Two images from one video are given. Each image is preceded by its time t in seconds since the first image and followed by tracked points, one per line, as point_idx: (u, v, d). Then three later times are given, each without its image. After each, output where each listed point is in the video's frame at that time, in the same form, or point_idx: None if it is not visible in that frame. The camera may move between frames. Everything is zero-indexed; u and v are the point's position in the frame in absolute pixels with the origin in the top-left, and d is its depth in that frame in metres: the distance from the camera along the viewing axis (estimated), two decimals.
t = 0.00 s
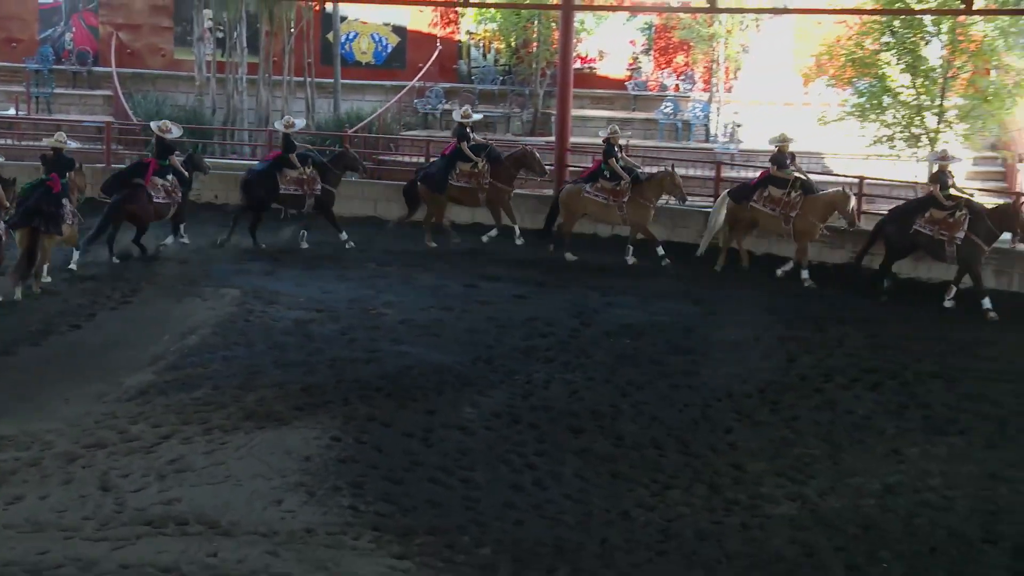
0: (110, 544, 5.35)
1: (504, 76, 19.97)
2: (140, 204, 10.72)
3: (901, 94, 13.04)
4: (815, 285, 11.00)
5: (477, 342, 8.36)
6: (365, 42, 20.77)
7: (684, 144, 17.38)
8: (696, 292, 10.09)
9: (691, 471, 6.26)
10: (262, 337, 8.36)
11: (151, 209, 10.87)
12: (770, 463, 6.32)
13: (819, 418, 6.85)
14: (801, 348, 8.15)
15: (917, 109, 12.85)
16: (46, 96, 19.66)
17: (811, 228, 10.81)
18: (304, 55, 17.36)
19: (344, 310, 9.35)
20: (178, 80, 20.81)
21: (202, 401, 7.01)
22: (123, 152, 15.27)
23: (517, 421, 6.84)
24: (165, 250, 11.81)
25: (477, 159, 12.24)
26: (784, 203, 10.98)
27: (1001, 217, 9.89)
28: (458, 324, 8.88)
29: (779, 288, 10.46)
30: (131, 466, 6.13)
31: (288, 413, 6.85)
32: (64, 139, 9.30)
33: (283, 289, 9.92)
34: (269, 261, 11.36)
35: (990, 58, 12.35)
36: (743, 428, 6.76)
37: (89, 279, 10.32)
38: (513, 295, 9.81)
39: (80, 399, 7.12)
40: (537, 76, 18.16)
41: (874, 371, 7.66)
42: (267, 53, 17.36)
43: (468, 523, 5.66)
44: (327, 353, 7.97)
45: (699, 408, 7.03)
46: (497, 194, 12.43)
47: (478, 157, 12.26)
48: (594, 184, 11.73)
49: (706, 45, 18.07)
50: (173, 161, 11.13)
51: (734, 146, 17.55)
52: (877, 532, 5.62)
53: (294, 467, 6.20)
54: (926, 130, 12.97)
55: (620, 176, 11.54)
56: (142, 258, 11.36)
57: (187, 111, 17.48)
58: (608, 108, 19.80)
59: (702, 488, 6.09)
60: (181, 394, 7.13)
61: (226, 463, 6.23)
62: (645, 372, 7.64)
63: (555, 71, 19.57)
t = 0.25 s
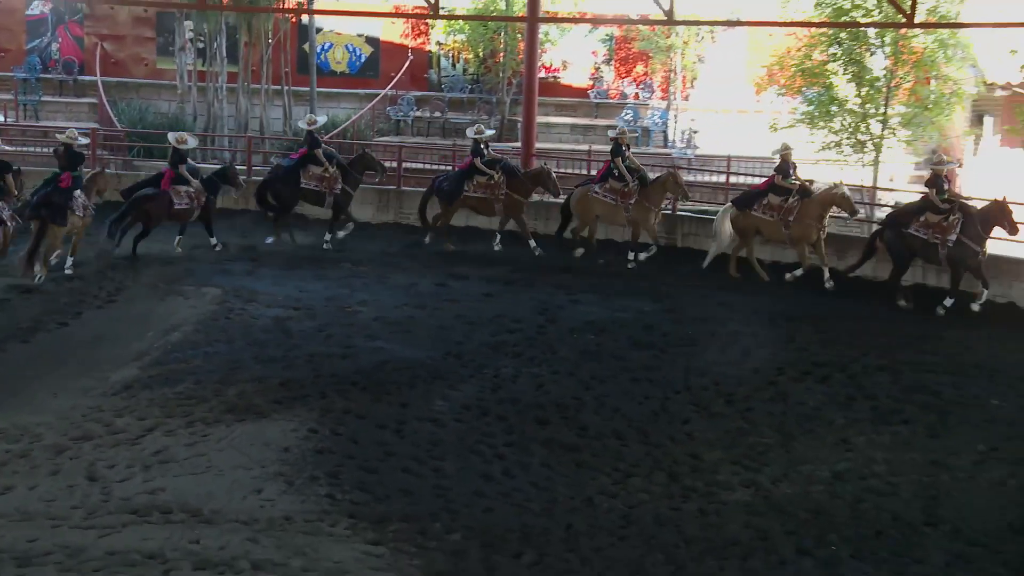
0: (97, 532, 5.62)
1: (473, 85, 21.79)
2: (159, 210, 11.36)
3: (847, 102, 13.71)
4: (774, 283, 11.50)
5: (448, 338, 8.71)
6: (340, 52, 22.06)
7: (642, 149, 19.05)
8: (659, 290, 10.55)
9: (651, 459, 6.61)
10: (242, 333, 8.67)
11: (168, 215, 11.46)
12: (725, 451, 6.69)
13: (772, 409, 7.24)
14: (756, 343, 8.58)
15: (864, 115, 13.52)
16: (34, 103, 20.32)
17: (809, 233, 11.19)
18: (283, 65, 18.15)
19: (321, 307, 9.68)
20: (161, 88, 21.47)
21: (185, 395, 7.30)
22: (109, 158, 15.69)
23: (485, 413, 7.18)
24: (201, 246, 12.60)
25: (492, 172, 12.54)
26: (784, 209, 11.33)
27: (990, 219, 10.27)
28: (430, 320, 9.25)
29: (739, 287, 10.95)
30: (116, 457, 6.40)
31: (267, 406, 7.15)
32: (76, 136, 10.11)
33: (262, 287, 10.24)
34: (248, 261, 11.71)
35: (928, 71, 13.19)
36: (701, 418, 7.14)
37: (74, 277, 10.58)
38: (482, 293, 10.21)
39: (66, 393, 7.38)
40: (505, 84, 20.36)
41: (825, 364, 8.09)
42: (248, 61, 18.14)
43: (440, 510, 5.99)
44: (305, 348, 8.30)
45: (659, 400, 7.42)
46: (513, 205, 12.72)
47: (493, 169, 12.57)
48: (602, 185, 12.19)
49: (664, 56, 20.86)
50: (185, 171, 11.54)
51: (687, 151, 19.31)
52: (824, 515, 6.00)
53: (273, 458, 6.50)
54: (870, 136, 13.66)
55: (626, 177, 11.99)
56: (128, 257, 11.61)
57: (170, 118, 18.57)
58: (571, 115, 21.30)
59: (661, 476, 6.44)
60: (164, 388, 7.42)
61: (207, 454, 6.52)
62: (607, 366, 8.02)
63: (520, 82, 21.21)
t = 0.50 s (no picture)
0: (88, 522, 5.90)
1: (447, 94, 22.08)
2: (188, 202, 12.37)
3: (801, 110, 14.14)
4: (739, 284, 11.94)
5: (424, 336, 9.07)
6: (318, 63, 22.40)
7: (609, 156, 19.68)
8: (627, 291, 10.98)
9: (617, 450, 6.98)
10: (227, 332, 8.97)
11: (196, 208, 12.46)
12: (687, 443, 7.06)
13: (732, 403, 7.62)
14: (719, 340, 8.98)
15: (815, 123, 13.93)
16: (26, 111, 20.54)
17: (814, 248, 11.36)
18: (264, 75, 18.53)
19: (302, 307, 10.01)
20: (147, 97, 22.25)
21: (171, 391, 7.59)
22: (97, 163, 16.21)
23: (459, 408, 7.52)
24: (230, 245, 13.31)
25: (510, 173, 13.01)
26: (787, 224, 11.50)
27: (990, 236, 10.12)
28: (407, 319, 9.62)
29: (704, 288, 11.40)
30: (106, 451, 6.69)
31: (250, 401, 7.45)
32: (92, 145, 10.93)
33: (245, 287, 10.56)
34: (232, 262, 12.05)
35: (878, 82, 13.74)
36: (664, 412, 7.52)
37: (63, 278, 10.84)
38: (456, 292, 10.60)
39: (57, 389, 7.66)
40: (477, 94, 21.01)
41: (784, 360, 8.51)
42: (230, 72, 18.60)
43: (416, 500, 6.31)
44: (287, 346, 8.62)
45: (624, 395, 7.80)
46: (526, 209, 13.15)
47: (509, 170, 13.05)
48: (612, 198, 12.45)
49: (628, 67, 20.77)
50: (214, 167, 12.47)
51: (654, 156, 19.85)
52: (780, 502, 6.38)
53: (257, 450, 6.80)
54: (824, 144, 14.03)
55: (636, 189, 12.17)
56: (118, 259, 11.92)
57: (155, 126, 18.95)
58: (540, 123, 21.89)
59: (626, 466, 6.80)
60: (152, 384, 7.71)
61: (193, 447, 6.81)
62: (576, 363, 8.40)
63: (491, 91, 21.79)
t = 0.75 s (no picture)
0: (81, 513, 6.16)
1: (425, 103, 23.44)
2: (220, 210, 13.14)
3: (762, 118, 15.16)
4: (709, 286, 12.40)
5: (403, 334, 9.42)
6: (302, 72, 23.34)
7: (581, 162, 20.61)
8: (598, 292, 11.43)
9: (589, 443, 7.31)
10: (214, 330, 9.27)
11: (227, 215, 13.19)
12: (656, 436, 7.41)
13: (699, 398, 7.98)
14: (687, 341, 9.40)
15: (777, 131, 15.02)
16: (18, 119, 21.81)
17: (817, 251, 11.50)
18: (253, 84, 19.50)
19: (286, 306, 10.33)
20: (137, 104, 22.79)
21: (161, 387, 7.87)
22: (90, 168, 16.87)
23: (438, 403, 7.84)
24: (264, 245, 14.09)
25: (522, 185, 13.32)
26: (794, 227, 11.64)
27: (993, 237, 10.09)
28: (387, 318, 9.98)
29: (674, 289, 11.87)
30: (97, 445, 6.95)
31: (236, 397, 7.74)
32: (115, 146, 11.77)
33: (232, 287, 10.87)
34: (219, 264, 12.40)
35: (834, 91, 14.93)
36: (633, 406, 7.88)
37: (56, 279, 11.13)
38: (434, 293, 11.01)
39: (50, 386, 7.92)
40: (453, 102, 22.04)
41: (749, 359, 8.90)
42: (218, 81, 19.06)
43: (396, 491, 6.61)
44: (272, 344, 8.93)
45: (595, 390, 8.16)
46: (542, 217, 13.50)
47: (525, 180, 13.37)
48: (627, 202, 12.95)
49: (599, 76, 21.65)
50: (238, 178, 13.13)
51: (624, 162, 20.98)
52: (744, 493, 6.72)
53: (243, 444, 7.08)
54: (785, 149, 15.14)
55: (648, 195, 12.63)
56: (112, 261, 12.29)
57: (144, 132, 19.49)
58: (515, 129, 23.31)
59: (598, 458, 7.12)
60: (142, 380, 7.99)
61: (182, 441, 7.08)
62: (549, 360, 8.77)
63: (468, 98, 23.08)
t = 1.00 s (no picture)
0: (70, 508, 6.39)
1: (403, 111, 24.51)
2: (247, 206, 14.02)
3: (726, 126, 16.09)
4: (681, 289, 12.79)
5: (382, 333, 9.70)
6: (284, 81, 24.25)
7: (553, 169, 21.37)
8: (572, 293, 11.79)
9: (561, 438, 7.60)
10: (199, 330, 9.51)
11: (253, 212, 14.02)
12: (625, 431, 7.71)
13: (668, 395, 8.30)
14: (657, 340, 9.74)
15: (741, 138, 15.93)
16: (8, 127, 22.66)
17: (825, 265, 11.64)
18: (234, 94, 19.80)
19: (269, 307, 10.60)
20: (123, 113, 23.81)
21: (148, 386, 8.11)
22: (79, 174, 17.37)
23: (416, 399, 8.12)
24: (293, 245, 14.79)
25: (536, 189, 13.68)
26: (800, 243, 11.80)
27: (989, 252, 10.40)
28: (367, 318, 10.27)
29: (646, 291, 12.24)
30: (86, 442, 7.18)
31: (221, 394, 7.99)
32: (134, 152, 12.47)
33: (217, 289, 11.14)
34: (203, 266, 12.68)
35: (794, 100, 15.75)
36: (604, 402, 8.19)
37: (45, 280, 11.37)
38: (412, 294, 11.33)
39: (40, 385, 8.14)
40: (430, 111, 22.91)
41: (716, 358, 9.25)
42: (202, 92, 19.47)
43: (376, 485, 6.87)
44: (255, 344, 9.19)
45: (568, 387, 8.47)
46: (553, 222, 13.75)
47: (539, 187, 13.69)
48: (638, 212, 13.06)
49: (569, 85, 22.63)
50: (263, 175, 13.85)
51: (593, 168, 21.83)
52: (710, 485, 7.03)
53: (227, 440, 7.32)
54: (748, 156, 16.05)
55: (659, 205, 12.79)
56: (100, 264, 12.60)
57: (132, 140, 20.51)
58: (489, 137, 24.22)
59: (570, 452, 7.41)
60: (129, 379, 8.23)
61: (168, 438, 7.32)
62: (523, 359, 9.08)
63: (445, 107, 24.03)
